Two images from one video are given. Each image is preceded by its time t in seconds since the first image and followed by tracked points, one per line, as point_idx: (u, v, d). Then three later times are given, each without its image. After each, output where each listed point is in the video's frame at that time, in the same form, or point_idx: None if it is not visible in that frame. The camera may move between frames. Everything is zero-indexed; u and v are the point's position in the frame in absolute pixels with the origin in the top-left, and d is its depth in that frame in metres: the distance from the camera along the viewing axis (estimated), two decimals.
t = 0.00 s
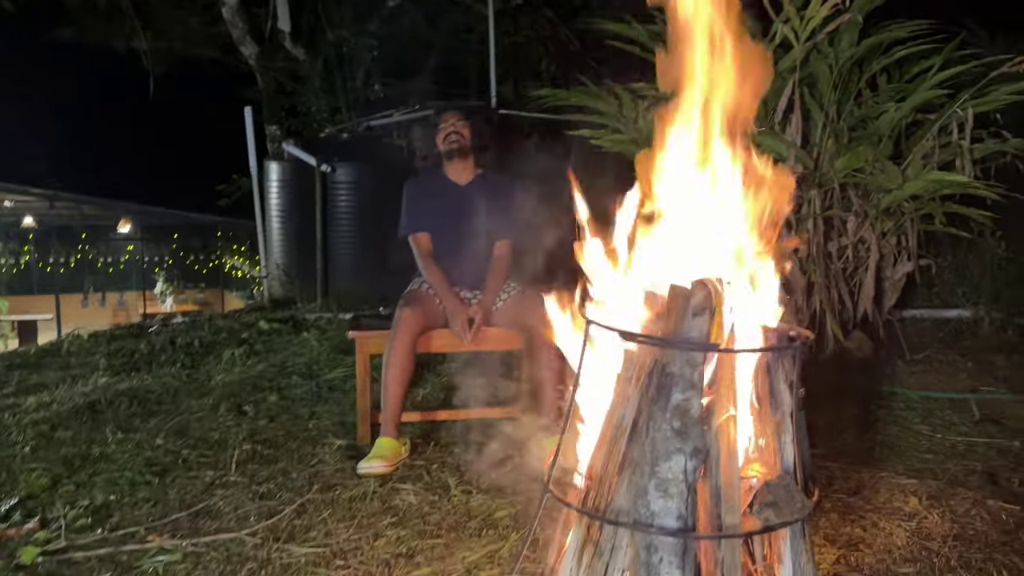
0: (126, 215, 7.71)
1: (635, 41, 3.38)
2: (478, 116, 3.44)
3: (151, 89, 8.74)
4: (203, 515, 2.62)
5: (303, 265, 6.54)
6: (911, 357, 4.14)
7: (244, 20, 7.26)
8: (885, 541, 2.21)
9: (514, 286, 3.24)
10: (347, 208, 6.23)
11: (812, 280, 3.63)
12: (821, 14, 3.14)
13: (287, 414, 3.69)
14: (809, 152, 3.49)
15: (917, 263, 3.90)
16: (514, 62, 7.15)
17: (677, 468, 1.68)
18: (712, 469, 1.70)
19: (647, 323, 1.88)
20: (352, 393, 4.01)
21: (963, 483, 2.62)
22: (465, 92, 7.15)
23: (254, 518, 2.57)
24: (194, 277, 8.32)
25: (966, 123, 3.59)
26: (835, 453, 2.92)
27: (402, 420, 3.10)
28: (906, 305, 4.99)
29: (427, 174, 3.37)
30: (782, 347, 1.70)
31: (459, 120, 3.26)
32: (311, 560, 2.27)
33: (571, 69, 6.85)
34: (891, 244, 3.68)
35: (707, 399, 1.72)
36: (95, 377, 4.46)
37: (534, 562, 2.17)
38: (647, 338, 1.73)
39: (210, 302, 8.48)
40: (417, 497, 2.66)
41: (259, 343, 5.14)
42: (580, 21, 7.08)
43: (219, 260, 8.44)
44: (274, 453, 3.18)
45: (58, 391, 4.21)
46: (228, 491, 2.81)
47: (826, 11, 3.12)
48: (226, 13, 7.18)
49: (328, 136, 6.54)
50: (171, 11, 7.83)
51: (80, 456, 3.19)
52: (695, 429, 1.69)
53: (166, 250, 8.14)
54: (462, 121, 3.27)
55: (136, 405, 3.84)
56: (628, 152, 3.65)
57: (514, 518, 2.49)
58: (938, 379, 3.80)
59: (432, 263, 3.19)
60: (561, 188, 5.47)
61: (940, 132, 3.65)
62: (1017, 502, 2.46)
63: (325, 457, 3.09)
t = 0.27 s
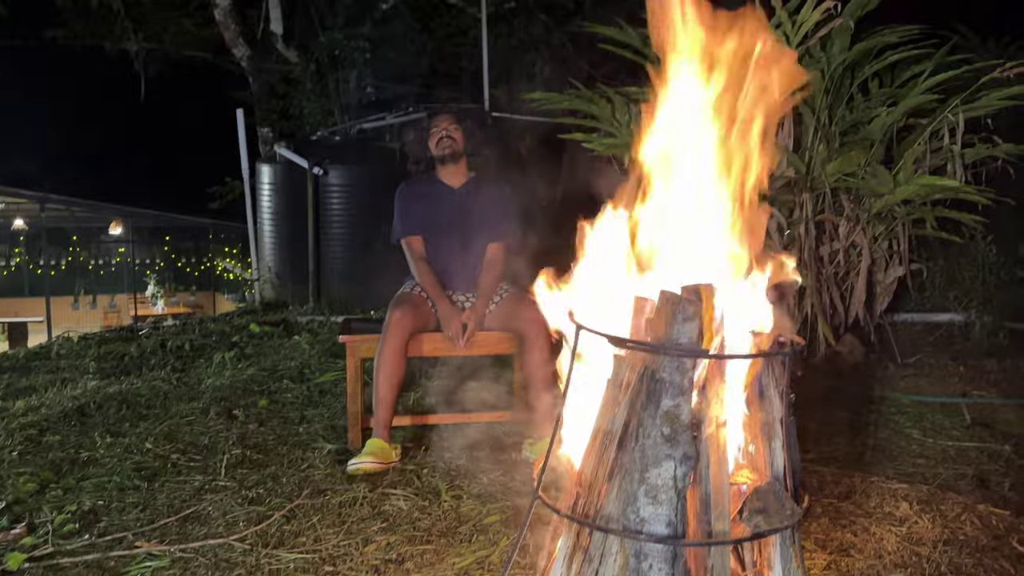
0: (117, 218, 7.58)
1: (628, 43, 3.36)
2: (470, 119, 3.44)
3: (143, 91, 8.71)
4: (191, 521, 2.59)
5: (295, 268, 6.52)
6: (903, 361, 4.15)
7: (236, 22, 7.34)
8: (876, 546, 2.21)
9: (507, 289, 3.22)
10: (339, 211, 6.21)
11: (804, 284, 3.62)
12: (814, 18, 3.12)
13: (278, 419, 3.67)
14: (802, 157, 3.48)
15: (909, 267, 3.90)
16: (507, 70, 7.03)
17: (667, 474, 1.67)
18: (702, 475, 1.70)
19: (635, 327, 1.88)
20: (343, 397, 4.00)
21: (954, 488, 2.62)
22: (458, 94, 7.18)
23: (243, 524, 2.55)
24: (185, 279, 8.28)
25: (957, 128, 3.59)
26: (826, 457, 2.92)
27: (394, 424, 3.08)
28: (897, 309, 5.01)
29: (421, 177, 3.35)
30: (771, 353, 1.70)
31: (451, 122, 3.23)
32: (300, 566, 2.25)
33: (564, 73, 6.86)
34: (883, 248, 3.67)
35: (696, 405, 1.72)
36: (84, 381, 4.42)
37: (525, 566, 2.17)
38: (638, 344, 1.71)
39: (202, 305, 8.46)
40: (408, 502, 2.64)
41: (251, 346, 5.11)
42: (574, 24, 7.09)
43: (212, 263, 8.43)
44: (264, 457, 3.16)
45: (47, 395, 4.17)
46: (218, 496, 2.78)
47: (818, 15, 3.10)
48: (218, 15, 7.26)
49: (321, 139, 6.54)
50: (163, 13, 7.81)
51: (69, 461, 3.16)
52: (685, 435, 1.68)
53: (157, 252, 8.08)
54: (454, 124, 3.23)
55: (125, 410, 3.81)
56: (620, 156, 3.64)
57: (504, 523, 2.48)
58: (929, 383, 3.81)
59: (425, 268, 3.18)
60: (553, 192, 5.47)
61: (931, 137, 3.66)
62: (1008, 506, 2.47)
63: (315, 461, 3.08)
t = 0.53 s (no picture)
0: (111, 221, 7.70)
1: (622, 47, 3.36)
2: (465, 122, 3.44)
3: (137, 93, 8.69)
4: (184, 525, 2.59)
5: (290, 271, 6.51)
6: (896, 364, 4.16)
7: (231, 24, 7.40)
8: (869, 550, 2.21)
9: (501, 290, 3.24)
10: (334, 213, 6.20)
11: (797, 288, 3.63)
12: (806, 23, 3.12)
13: (272, 422, 3.66)
14: (795, 161, 3.51)
15: (902, 271, 3.91)
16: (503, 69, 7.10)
17: (660, 478, 1.68)
18: (694, 479, 1.71)
19: (629, 331, 1.90)
20: (337, 400, 3.99)
21: (946, 491, 2.63)
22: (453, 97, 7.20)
23: (236, 527, 2.54)
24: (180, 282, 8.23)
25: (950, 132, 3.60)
26: (818, 461, 2.93)
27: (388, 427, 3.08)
28: (891, 312, 5.03)
29: (417, 179, 3.36)
30: (763, 357, 1.71)
31: (446, 124, 3.23)
32: (293, 569, 2.25)
33: (559, 76, 6.88)
34: (876, 252, 3.68)
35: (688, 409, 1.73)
36: (78, 384, 4.41)
37: (518, 571, 2.16)
38: (631, 348, 1.72)
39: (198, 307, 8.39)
40: (401, 506, 2.64)
41: (245, 349, 5.11)
42: (569, 28, 7.11)
43: (206, 266, 8.38)
44: (257, 461, 3.15)
45: (40, 398, 4.16)
46: (211, 500, 2.78)
47: (811, 20, 3.09)
48: (213, 17, 7.33)
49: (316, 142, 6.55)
50: (158, 16, 7.80)
51: (62, 464, 3.15)
52: (678, 439, 1.69)
53: (151, 255, 8.06)
54: (452, 126, 3.24)
55: (119, 412, 3.80)
56: (615, 160, 3.65)
57: (498, 527, 2.47)
58: (922, 386, 3.82)
59: (419, 270, 3.18)
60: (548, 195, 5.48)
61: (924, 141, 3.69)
62: (1000, 510, 2.47)
63: (309, 465, 3.07)
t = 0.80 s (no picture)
0: (107, 226, 7.53)
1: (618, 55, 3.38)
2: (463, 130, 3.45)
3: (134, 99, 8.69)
4: (182, 533, 2.58)
5: (286, 277, 6.51)
6: (893, 371, 4.17)
7: (228, 31, 7.37)
8: (866, 558, 2.22)
9: (498, 297, 3.26)
10: (331, 220, 6.20)
11: (794, 295, 3.64)
12: (803, 31, 3.15)
13: (269, 429, 3.65)
14: (791, 168, 3.52)
15: (898, 278, 3.92)
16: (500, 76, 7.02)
17: (658, 487, 1.69)
18: (693, 488, 1.72)
19: (626, 341, 1.90)
20: (335, 408, 3.99)
21: (943, 499, 2.63)
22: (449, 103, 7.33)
23: (234, 536, 2.54)
24: (176, 287, 8.22)
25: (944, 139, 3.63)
26: (816, 468, 2.93)
27: (386, 434, 3.08)
28: (887, 319, 5.04)
29: (413, 188, 3.36)
30: (760, 366, 1.73)
31: (443, 131, 3.24)
32: None
33: (555, 83, 6.90)
34: (872, 259, 3.69)
35: (688, 419, 1.74)
36: (75, 391, 4.40)
37: None
38: (630, 358, 1.73)
39: (195, 314, 8.33)
40: (399, 514, 2.64)
41: (242, 356, 5.10)
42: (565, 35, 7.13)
43: (203, 270, 8.32)
44: (255, 469, 3.15)
45: (37, 404, 4.15)
46: (208, 508, 2.77)
47: (807, 28, 3.13)
48: (211, 24, 7.31)
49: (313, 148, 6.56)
50: (156, 22, 7.82)
51: (59, 472, 3.14)
52: (676, 448, 1.70)
53: (147, 260, 8.07)
54: (448, 134, 3.26)
55: (116, 420, 3.79)
56: (612, 167, 3.66)
57: (497, 535, 2.47)
58: (918, 394, 3.83)
59: (416, 280, 3.17)
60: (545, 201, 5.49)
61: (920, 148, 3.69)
62: (997, 517, 2.48)
63: (307, 472, 3.07)
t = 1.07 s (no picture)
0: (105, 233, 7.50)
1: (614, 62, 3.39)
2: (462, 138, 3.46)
3: (133, 107, 8.70)
4: (180, 541, 2.57)
5: (285, 284, 6.50)
6: (891, 378, 4.18)
7: (227, 39, 7.36)
8: (865, 565, 2.22)
9: (496, 305, 3.25)
10: (330, 227, 6.21)
11: (792, 302, 3.65)
12: (800, 39, 3.17)
13: (268, 437, 3.65)
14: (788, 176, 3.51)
15: (895, 285, 3.94)
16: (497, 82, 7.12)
17: (658, 495, 1.69)
18: (693, 496, 1.72)
19: (627, 350, 1.94)
20: (333, 415, 3.99)
21: (942, 506, 2.64)
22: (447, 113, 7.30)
23: (232, 544, 2.53)
24: (174, 294, 8.17)
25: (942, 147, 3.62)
26: (815, 475, 2.93)
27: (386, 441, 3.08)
28: (885, 325, 5.05)
29: (412, 197, 3.35)
30: (760, 375, 1.72)
31: (443, 139, 3.26)
32: None
33: (553, 90, 6.92)
34: (870, 266, 3.70)
35: (687, 427, 1.74)
36: (73, 398, 4.39)
37: None
38: (629, 366, 1.72)
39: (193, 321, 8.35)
40: (398, 522, 2.63)
41: (240, 363, 5.09)
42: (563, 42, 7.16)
43: (200, 278, 8.31)
44: (253, 476, 3.14)
45: (35, 412, 4.14)
46: (207, 516, 2.76)
47: (804, 36, 3.15)
48: (209, 32, 7.31)
49: (312, 155, 6.57)
50: (155, 30, 7.84)
51: (57, 480, 3.14)
52: (676, 457, 1.70)
53: (145, 267, 7.97)
54: (447, 142, 3.27)
55: (114, 427, 3.78)
56: (610, 175, 3.65)
57: (496, 543, 2.47)
58: (916, 400, 3.84)
59: (416, 290, 3.17)
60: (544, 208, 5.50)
61: (916, 156, 3.71)
62: (996, 524, 2.48)
63: (305, 480, 3.06)
